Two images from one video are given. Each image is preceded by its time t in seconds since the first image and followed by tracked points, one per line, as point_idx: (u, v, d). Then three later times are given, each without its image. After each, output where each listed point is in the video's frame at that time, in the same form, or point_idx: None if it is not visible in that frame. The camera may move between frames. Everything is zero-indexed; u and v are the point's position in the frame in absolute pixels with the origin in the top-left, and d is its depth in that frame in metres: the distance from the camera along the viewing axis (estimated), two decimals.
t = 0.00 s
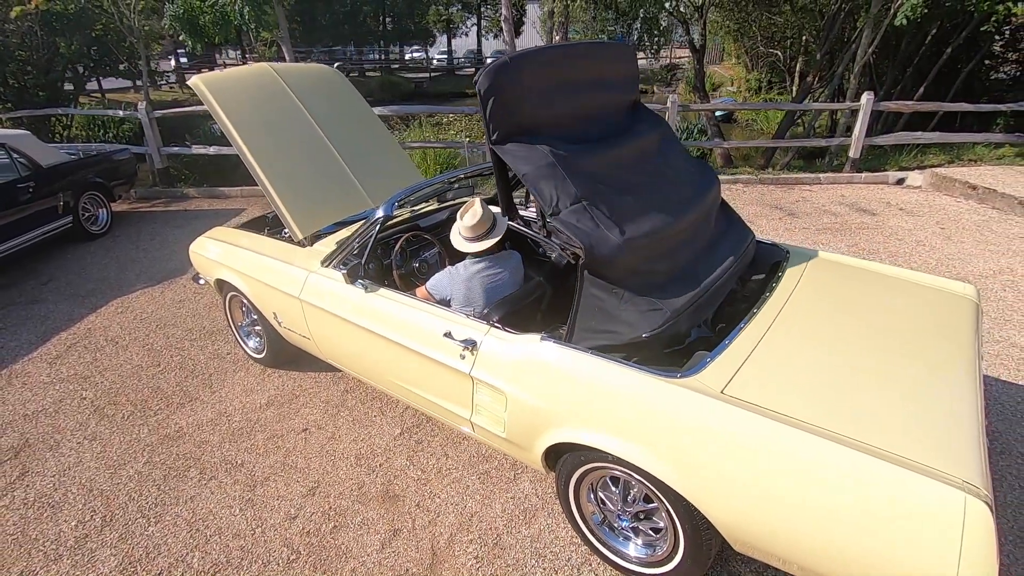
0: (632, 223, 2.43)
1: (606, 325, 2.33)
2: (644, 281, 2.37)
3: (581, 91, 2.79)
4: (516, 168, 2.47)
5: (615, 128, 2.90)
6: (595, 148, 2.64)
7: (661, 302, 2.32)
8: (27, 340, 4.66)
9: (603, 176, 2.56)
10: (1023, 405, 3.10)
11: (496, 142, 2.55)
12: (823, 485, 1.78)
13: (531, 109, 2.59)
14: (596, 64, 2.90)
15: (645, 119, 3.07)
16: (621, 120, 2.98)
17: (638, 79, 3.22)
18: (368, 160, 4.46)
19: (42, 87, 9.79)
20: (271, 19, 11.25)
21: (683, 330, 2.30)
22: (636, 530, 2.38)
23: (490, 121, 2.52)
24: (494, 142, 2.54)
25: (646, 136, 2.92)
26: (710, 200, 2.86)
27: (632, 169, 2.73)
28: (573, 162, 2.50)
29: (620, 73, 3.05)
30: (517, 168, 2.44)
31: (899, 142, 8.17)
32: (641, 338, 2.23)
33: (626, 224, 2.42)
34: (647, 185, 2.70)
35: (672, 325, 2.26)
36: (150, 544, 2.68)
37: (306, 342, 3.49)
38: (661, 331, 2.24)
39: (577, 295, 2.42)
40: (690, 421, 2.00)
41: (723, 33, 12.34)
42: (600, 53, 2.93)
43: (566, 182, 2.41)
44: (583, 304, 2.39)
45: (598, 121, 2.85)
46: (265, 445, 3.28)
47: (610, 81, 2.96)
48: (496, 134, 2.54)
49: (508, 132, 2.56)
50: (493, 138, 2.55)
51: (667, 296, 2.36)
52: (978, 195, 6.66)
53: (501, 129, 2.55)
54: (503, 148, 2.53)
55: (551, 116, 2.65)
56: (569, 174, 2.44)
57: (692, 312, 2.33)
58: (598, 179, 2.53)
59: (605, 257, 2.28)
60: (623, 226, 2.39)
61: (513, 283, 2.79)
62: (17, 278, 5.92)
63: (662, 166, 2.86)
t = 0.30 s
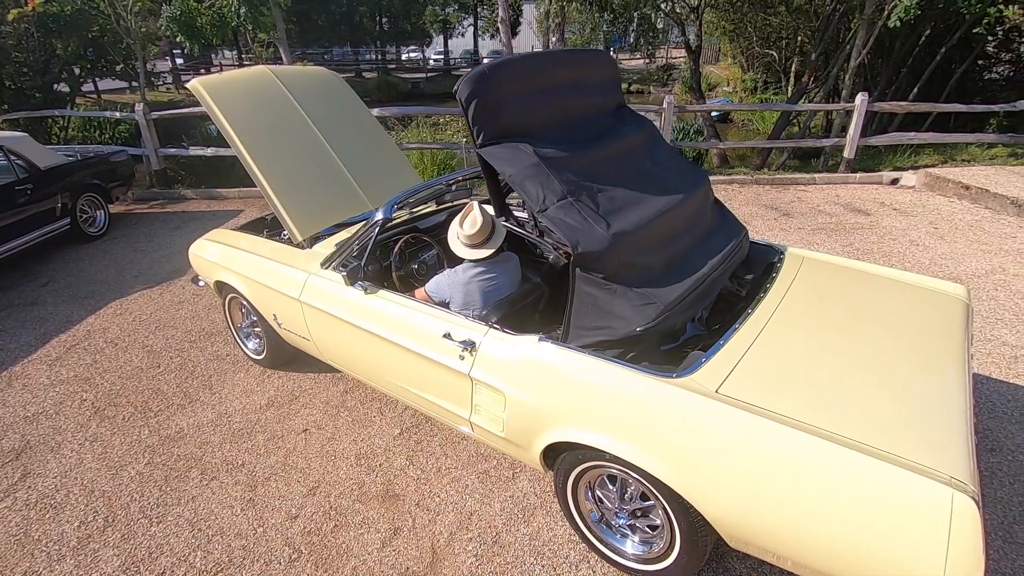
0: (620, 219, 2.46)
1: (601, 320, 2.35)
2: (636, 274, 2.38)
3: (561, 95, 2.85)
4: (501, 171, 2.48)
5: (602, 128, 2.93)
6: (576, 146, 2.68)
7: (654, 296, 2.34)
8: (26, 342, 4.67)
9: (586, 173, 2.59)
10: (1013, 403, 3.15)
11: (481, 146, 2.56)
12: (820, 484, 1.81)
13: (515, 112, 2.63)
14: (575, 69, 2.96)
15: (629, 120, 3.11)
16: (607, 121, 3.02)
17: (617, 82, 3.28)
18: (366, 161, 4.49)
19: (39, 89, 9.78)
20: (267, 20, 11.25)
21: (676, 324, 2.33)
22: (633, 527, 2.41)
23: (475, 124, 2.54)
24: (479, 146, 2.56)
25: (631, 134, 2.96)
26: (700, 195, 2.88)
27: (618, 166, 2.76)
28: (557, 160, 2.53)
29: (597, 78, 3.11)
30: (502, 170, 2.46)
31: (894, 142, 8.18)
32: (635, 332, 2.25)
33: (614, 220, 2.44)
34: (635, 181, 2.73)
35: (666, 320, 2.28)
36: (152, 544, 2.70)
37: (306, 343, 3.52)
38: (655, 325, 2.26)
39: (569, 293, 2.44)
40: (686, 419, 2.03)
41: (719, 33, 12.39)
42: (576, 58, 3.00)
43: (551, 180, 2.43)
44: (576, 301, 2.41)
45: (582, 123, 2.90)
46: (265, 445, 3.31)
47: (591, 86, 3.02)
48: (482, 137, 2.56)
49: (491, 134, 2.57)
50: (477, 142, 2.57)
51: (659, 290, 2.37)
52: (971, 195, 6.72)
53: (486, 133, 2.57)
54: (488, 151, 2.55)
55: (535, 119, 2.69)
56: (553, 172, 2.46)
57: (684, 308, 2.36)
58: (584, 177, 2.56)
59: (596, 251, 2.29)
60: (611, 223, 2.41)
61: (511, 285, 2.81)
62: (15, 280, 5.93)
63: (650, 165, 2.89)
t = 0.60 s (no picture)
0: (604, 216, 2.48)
1: (594, 316, 2.33)
2: (626, 268, 2.37)
3: (543, 103, 2.90)
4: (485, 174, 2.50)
5: (587, 131, 2.97)
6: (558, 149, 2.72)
7: (645, 288, 2.32)
8: (24, 344, 4.68)
9: (568, 175, 2.63)
10: (1003, 400, 3.20)
11: (464, 150, 2.57)
12: (816, 483, 1.84)
13: (496, 119, 2.67)
14: (556, 77, 3.01)
15: (614, 121, 3.14)
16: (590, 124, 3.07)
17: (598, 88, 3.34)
18: (363, 163, 4.52)
19: (34, 91, 9.77)
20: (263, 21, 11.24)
21: (668, 317, 2.32)
22: (629, 524, 2.45)
23: (457, 132, 2.57)
24: (462, 150, 2.56)
25: (612, 135, 3.00)
26: (687, 191, 2.91)
27: (601, 167, 2.80)
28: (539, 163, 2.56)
29: (579, 85, 3.16)
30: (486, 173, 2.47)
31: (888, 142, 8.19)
32: (627, 325, 2.23)
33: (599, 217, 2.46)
34: (620, 181, 2.76)
35: (657, 313, 2.27)
36: (153, 545, 2.72)
37: (304, 344, 3.55)
38: (647, 318, 2.24)
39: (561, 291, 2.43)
40: (682, 418, 2.07)
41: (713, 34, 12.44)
42: (556, 66, 3.05)
43: (534, 180, 2.46)
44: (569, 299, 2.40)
45: (565, 127, 2.94)
46: (264, 446, 3.34)
47: (570, 92, 3.09)
48: (465, 143, 2.57)
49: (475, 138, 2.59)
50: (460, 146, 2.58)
51: (649, 283, 2.36)
52: (962, 195, 6.78)
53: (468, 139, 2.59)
54: (472, 155, 2.55)
55: (517, 125, 2.74)
56: (535, 173, 2.49)
57: (674, 302, 2.36)
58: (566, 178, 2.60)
59: (583, 247, 2.30)
60: (595, 219, 2.43)
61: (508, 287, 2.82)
62: (12, 282, 5.93)
63: (637, 165, 2.92)
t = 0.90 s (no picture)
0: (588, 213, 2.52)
1: (586, 311, 2.34)
2: (616, 260, 2.39)
3: (523, 114, 2.96)
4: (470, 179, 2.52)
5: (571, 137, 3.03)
6: (541, 152, 2.77)
7: (634, 280, 2.34)
8: (22, 347, 4.70)
9: (552, 175, 2.67)
10: (990, 396, 3.26)
11: (449, 156, 2.58)
12: (816, 483, 1.87)
13: (479, 128, 2.72)
14: (534, 89, 3.08)
15: (595, 128, 3.21)
16: (574, 129, 3.14)
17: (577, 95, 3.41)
18: (359, 165, 4.54)
19: (29, 92, 9.76)
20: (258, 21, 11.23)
21: (658, 310, 2.34)
22: (625, 521, 2.49)
23: (441, 141, 2.58)
24: (447, 157, 2.57)
25: (595, 137, 3.07)
26: (675, 187, 2.96)
27: (585, 167, 2.85)
28: (521, 165, 2.61)
29: (557, 95, 3.24)
30: (472, 178, 2.50)
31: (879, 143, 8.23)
32: (619, 317, 2.25)
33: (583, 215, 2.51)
34: (605, 181, 2.81)
35: (647, 304, 2.29)
36: (154, 545, 2.75)
37: (303, 346, 3.58)
38: (638, 309, 2.26)
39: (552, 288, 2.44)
40: (681, 418, 2.10)
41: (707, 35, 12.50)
42: (533, 79, 3.13)
43: (518, 182, 2.50)
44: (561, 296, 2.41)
45: (548, 133, 3.00)
46: (264, 446, 3.37)
47: (550, 100, 3.16)
48: (450, 151, 2.58)
49: (458, 144, 2.61)
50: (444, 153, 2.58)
51: (639, 275, 2.38)
52: (953, 195, 6.85)
53: (452, 148, 2.60)
54: (458, 162, 2.56)
55: (499, 133, 2.79)
56: (519, 175, 2.54)
57: (664, 294, 2.37)
58: (550, 179, 2.65)
59: (571, 244, 2.34)
60: (580, 217, 2.47)
61: (505, 288, 2.85)
62: (8, 285, 5.93)
63: (623, 166, 2.98)
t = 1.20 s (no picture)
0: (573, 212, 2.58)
1: (575, 306, 2.37)
2: (603, 256, 2.44)
3: (507, 122, 3.03)
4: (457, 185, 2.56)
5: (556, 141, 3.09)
6: (526, 157, 2.83)
7: (623, 274, 2.39)
8: (20, 349, 4.72)
9: (538, 177, 2.73)
10: (978, 393, 3.33)
11: (435, 164, 2.61)
12: (816, 483, 1.91)
13: (463, 136, 2.77)
14: (516, 98, 3.16)
15: (579, 133, 3.28)
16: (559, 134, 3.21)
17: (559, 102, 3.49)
18: (356, 167, 4.59)
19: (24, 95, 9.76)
20: (254, 23, 11.25)
21: (647, 302, 2.40)
22: (620, 516, 2.54)
23: (427, 149, 2.62)
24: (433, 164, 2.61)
25: (579, 141, 3.15)
26: (660, 186, 3.03)
27: (570, 169, 2.92)
28: (506, 170, 2.66)
29: (540, 102, 3.31)
30: (458, 184, 2.54)
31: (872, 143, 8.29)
32: (609, 310, 2.30)
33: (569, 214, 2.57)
34: (590, 182, 2.87)
35: (635, 297, 2.34)
36: (156, 544, 2.78)
37: (302, 346, 3.61)
38: (627, 301, 2.32)
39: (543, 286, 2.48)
40: (679, 417, 2.14)
41: (701, 36, 12.58)
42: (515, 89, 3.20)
43: (504, 186, 2.55)
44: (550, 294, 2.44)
45: (533, 138, 3.06)
46: (264, 446, 3.40)
47: (533, 108, 3.23)
48: (437, 159, 2.61)
49: (444, 150, 2.64)
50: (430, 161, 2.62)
51: (627, 269, 2.43)
52: (944, 195, 6.94)
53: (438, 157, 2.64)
54: (445, 169, 2.59)
55: (483, 140, 2.84)
56: (504, 179, 2.59)
57: (652, 286, 2.43)
58: (536, 181, 2.70)
59: (558, 242, 2.39)
60: (565, 216, 2.53)
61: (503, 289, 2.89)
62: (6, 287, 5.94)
63: (609, 168, 3.04)
